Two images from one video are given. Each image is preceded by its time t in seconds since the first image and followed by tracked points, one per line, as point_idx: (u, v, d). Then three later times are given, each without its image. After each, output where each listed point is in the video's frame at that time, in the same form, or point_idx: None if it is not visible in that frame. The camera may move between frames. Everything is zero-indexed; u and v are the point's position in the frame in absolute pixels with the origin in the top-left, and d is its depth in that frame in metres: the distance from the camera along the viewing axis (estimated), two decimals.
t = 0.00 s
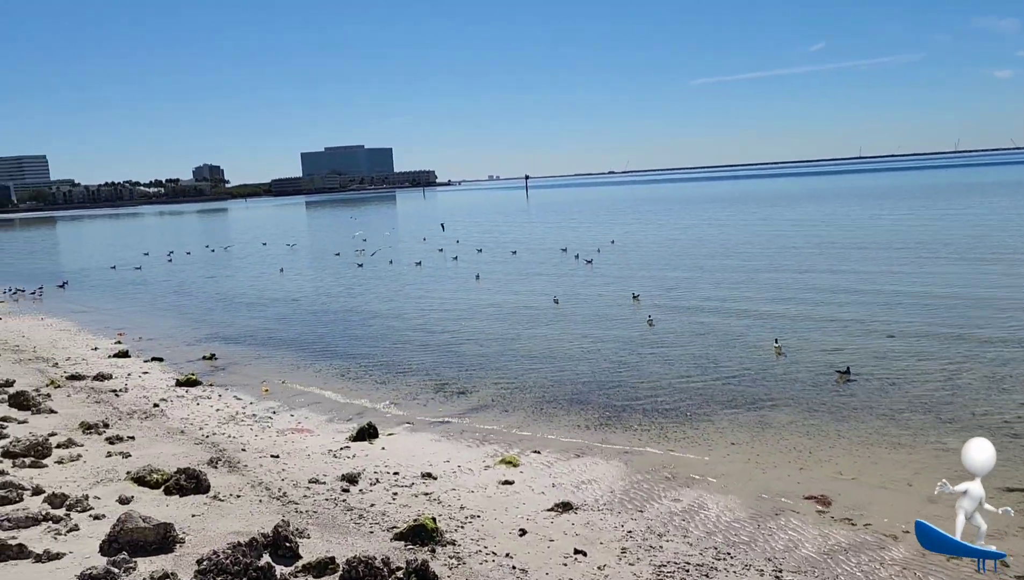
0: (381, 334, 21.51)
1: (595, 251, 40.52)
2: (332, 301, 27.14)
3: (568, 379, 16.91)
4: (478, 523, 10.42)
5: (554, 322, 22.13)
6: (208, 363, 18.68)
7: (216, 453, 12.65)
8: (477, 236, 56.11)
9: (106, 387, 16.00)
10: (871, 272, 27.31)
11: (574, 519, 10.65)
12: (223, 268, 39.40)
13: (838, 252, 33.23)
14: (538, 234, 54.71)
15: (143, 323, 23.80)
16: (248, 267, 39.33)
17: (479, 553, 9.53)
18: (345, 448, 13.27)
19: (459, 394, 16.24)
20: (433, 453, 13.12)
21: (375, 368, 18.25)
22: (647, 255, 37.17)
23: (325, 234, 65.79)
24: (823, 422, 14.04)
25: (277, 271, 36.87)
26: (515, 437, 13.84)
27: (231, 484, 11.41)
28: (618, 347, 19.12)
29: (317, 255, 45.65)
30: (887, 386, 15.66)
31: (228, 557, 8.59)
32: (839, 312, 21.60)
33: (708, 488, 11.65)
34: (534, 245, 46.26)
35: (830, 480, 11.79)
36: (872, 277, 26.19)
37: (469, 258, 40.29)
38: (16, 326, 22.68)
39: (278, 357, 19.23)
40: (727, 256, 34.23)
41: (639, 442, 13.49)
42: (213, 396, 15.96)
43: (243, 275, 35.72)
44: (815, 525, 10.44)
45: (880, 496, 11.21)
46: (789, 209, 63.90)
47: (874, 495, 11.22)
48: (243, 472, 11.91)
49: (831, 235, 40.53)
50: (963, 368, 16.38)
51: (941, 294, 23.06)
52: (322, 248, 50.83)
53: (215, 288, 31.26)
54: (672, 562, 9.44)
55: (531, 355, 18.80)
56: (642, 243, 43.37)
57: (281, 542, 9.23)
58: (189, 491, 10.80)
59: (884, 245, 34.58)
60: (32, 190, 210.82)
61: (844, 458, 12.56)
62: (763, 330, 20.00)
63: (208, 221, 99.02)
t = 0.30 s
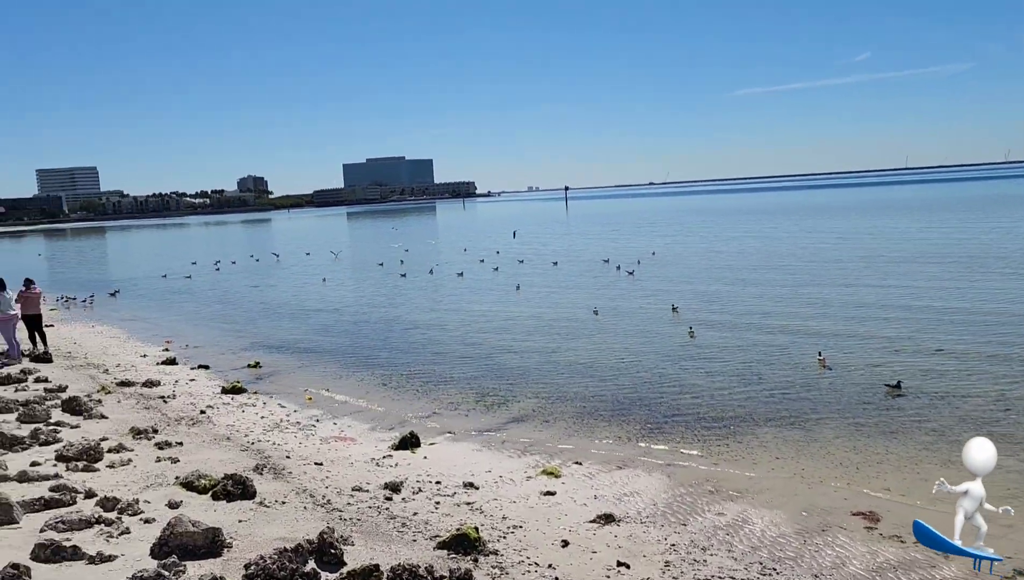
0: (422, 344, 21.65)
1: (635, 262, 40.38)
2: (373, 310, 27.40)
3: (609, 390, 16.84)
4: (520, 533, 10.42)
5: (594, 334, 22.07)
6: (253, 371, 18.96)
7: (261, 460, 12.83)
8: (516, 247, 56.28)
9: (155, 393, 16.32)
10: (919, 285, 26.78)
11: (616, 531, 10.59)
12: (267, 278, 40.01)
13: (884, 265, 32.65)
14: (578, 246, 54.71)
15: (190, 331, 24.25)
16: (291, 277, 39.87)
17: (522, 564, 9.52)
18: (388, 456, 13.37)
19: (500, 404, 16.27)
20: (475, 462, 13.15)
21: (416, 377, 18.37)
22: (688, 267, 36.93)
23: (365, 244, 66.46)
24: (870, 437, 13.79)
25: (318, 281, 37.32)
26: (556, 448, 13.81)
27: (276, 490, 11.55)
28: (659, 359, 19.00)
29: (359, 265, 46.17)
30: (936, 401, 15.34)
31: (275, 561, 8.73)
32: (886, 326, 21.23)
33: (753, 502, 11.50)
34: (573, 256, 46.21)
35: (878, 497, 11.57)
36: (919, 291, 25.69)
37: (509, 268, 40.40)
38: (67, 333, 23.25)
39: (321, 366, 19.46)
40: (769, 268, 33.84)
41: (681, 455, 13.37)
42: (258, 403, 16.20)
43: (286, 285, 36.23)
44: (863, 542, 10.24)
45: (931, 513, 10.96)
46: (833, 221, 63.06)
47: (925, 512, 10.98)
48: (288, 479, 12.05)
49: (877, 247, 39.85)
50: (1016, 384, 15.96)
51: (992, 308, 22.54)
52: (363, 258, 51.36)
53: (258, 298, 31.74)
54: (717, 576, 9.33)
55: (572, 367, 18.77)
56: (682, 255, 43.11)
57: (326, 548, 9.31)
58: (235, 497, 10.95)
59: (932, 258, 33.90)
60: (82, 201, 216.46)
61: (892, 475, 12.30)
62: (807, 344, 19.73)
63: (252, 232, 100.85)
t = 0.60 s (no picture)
0: (468, 355, 21.77)
1: (681, 275, 40.12)
2: (420, 321, 27.64)
3: (656, 405, 16.73)
4: (567, 548, 10.40)
5: (640, 347, 21.96)
6: (302, 381, 19.26)
7: (311, 469, 13.01)
8: (562, 259, 56.35)
9: (208, 401, 16.69)
10: (977, 302, 26.08)
11: (664, 549, 10.50)
12: (317, 288, 40.68)
13: (941, 280, 31.87)
14: (624, 258, 54.52)
15: (242, 340, 24.76)
16: (340, 288, 40.45)
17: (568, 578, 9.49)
18: (434, 468, 13.45)
19: (546, 417, 16.28)
20: (521, 475, 13.16)
21: (462, 389, 18.48)
22: (737, 280, 36.56)
23: (413, 255, 67.14)
24: (926, 457, 13.46)
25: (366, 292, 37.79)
26: (603, 463, 13.76)
27: (325, 499, 11.68)
28: (707, 374, 18.82)
29: (406, 276, 46.64)
30: (994, 422, 14.92)
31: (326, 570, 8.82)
32: (942, 343, 20.73)
33: (804, 522, 11.31)
34: (620, 269, 46.07)
35: (934, 519, 11.27)
36: (977, 308, 25.03)
37: (555, 280, 40.41)
38: (125, 341, 23.92)
39: (369, 377, 19.69)
40: (820, 282, 33.30)
41: (730, 472, 13.22)
42: (307, 413, 16.45)
43: (334, 295, 36.77)
44: (920, 565, 9.99)
45: (990, 538, 10.64)
46: (885, 234, 61.82)
47: (984, 536, 10.67)
48: (337, 489, 12.19)
49: (933, 262, 38.96)
50: None
51: None
52: (410, 270, 51.87)
53: (308, 308, 32.26)
54: None
55: (618, 380, 18.71)
56: (731, 268, 42.68)
57: (375, 559, 9.34)
58: (286, 506, 11.11)
59: (991, 274, 33.00)
60: (141, 211, 222.78)
61: (949, 497, 11.98)
62: (859, 360, 19.36)
63: (302, 243, 102.68)
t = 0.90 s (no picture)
0: (517, 369, 21.86)
1: (733, 291, 39.67)
2: (469, 335, 27.81)
3: (706, 423, 16.57)
4: (615, 566, 10.35)
5: (691, 364, 21.77)
6: (353, 393, 19.54)
7: (362, 481, 13.19)
8: (610, 274, 56.28)
9: (262, 411, 17.04)
10: None
11: (715, 570, 10.39)
12: (368, 301, 41.25)
13: (1005, 299, 30.94)
14: (673, 273, 54.19)
15: (295, 351, 25.24)
16: (391, 301, 40.96)
17: None
18: (483, 482, 13.51)
19: (595, 433, 16.25)
20: (570, 492, 13.15)
21: (511, 403, 18.55)
22: (790, 297, 36.01)
23: (463, 269, 67.62)
24: (987, 482, 13.07)
25: (417, 305, 38.18)
26: (652, 481, 13.67)
27: (376, 511, 11.79)
28: (758, 392, 18.59)
29: (456, 290, 46.96)
30: None
31: None
32: (1004, 365, 20.14)
33: (859, 547, 11.08)
34: (670, 284, 45.72)
35: (998, 547, 10.92)
36: None
37: (605, 295, 40.31)
38: (184, 350, 24.58)
39: (418, 389, 19.89)
40: (877, 300, 32.62)
41: (782, 493, 13.03)
42: (358, 425, 16.69)
43: (385, 308, 37.22)
44: None
45: None
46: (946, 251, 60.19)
47: None
48: (387, 501, 12.31)
49: (996, 280, 37.85)
50: None
51: None
52: (461, 283, 52.22)
53: (360, 320, 32.72)
54: None
55: (668, 396, 18.60)
56: (784, 284, 42.06)
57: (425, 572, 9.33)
58: (337, 516, 11.23)
59: None
60: (198, 224, 228.95)
61: (1013, 524, 11.59)
62: (917, 381, 18.91)
63: (355, 255, 104.48)
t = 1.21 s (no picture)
0: (563, 380, 21.82)
1: (783, 303, 39.04)
2: (516, 345, 27.85)
3: (755, 438, 16.33)
4: None
5: (740, 377, 21.49)
6: (400, 401, 19.73)
7: (408, 489, 13.28)
8: (657, 284, 55.89)
9: (311, 418, 17.30)
10: None
11: None
12: (416, 310, 41.61)
13: None
14: (722, 285, 53.60)
15: (344, 359, 25.59)
16: (439, 310, 41.24)
17: None
18: (528, 493, 13.50)
19: (641, 445, 16.13)
20: (615, 505, 13.06)
21: (557, 414, 18.53)
22: (843, 310, 35.32)
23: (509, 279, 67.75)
24: None
25: (464, 314, 38.37)
26: (699, 495, 13.52)
27: (421, 520, 11.83)
28: (809, 407, 18.28)
29: (503, 300, 47.09)
30: None
31: None
32: None
33: (913, 568, 10.78)
34: (720, 295, 45.18)
35: None
36: None
37: (653, 306, 40.02)
38: (236, 357, 25.10)
39: (465, 399, 19.99)
40: (934, 314, 31.81)
41: (832, 511, 12.76)
42: (405, 433, 16.83)
43: (433, 317, 37.50)
44: None
45: None
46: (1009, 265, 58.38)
47: None
48: (432, 509, 12.36)
49: None
50: None
51: None
52: (508, 293, 52.36)
53: (407, 329, 33.02)
54: None
55: (716, 410, 18.40)
56: (837, 297, 41.25)
57: None
58: (383, 524, 11.29)
59: None
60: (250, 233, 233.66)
61: None
62: (976, 399, 18.36)
63: (404, 265, 105.78)
